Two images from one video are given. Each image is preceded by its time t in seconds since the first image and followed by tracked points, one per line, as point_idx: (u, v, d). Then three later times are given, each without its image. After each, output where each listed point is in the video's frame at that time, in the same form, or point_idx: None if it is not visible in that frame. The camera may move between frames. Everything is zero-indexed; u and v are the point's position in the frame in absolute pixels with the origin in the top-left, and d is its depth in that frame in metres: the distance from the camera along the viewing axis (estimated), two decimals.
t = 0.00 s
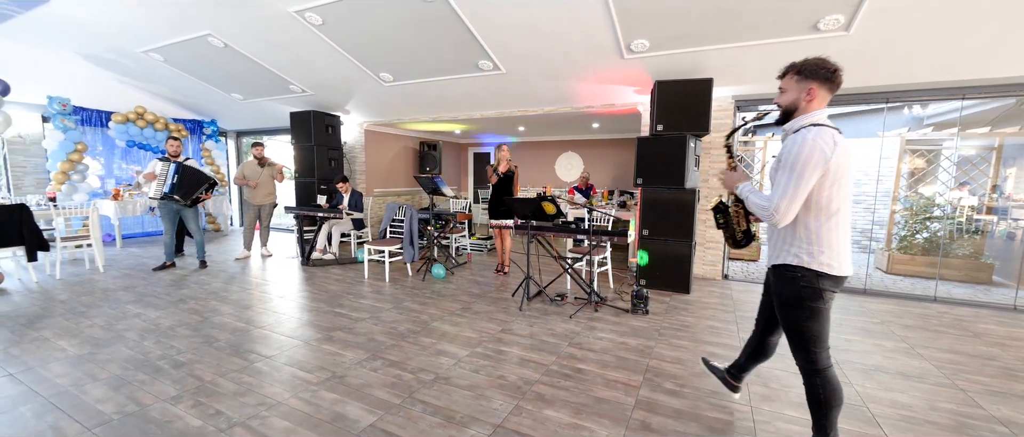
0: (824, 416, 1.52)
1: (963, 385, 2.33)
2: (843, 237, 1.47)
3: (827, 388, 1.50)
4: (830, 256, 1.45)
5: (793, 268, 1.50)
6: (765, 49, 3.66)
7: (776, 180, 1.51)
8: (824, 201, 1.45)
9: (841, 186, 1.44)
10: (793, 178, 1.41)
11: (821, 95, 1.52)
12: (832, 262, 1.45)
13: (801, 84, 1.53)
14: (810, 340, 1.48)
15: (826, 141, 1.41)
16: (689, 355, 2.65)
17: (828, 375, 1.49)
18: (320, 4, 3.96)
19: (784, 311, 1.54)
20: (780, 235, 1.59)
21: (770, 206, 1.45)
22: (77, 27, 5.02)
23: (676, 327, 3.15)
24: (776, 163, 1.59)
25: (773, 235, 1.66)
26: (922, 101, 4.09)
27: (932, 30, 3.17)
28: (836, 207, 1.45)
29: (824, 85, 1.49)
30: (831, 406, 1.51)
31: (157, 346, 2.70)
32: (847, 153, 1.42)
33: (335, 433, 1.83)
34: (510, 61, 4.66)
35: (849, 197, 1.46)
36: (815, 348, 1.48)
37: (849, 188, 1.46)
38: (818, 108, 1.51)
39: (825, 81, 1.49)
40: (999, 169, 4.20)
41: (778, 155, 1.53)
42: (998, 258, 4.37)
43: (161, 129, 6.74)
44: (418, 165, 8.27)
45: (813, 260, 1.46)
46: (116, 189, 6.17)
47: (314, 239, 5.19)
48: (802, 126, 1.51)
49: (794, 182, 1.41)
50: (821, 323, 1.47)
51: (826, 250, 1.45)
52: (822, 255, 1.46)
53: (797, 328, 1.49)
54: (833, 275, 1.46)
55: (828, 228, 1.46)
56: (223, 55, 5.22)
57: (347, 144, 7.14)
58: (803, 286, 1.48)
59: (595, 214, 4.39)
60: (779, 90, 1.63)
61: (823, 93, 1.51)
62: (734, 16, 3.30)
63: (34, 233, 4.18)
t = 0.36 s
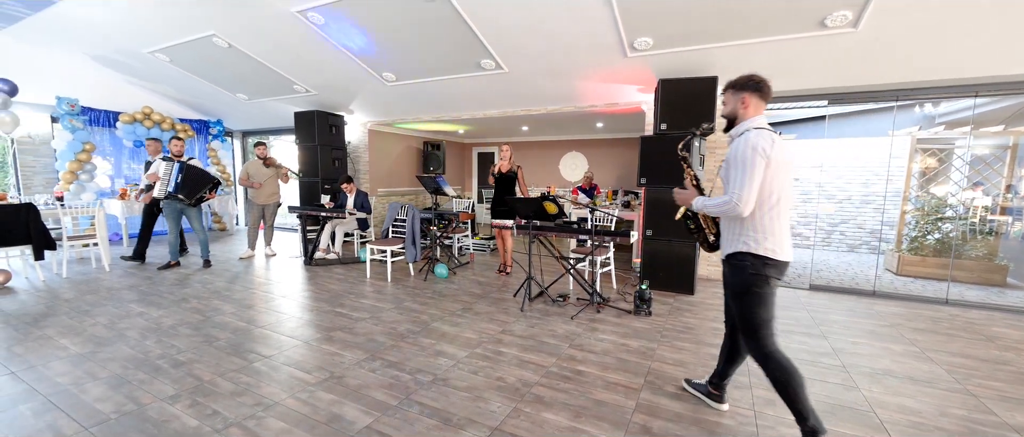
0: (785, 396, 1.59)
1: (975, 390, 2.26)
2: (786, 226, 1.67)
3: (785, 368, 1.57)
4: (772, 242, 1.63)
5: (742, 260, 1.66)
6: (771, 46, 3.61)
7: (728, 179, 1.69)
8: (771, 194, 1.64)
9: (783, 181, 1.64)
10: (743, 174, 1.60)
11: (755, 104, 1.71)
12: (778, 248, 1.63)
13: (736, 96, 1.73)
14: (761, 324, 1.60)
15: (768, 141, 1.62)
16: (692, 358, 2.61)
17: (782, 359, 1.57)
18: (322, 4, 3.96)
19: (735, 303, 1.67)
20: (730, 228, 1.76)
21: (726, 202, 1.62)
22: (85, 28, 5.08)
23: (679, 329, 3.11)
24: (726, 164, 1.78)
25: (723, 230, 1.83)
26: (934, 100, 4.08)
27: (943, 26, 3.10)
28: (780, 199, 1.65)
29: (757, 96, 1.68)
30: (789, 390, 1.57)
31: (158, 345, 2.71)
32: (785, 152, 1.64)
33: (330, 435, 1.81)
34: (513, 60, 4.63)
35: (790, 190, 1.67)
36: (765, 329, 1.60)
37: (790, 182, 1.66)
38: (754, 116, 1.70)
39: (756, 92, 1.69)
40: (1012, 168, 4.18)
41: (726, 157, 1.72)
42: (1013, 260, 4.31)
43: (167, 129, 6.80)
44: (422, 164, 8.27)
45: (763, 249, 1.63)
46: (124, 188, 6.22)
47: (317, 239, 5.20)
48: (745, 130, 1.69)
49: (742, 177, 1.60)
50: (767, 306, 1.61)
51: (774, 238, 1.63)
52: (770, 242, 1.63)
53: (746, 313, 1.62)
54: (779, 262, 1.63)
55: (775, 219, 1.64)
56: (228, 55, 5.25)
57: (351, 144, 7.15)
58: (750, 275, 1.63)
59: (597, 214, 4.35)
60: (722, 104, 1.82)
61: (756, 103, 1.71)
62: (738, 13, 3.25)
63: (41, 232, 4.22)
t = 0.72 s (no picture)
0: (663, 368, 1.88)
1: (991, 398, 2.19)
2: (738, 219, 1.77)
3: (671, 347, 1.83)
4: (723, 234, 1.72)
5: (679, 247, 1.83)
6: (778, 43, 3.53)
7: (683, 182, 1.78)
8: (723, 192, 1.73)
9: (733, 178, 1.73)
10: (697, 177, 1.68)
11: (707, 107, 1.84)
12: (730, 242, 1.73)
13: (690, 99, 1.85)
14: (670, 304, 1.83)
15: (719, 142, 1.70)
16: (696, 362, 2.55)
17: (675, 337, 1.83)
18: (324, 3, 3.95)
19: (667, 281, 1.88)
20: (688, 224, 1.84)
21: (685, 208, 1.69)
22: (91, 29, 5.11)
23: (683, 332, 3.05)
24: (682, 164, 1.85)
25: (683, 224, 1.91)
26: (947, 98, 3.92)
27: (958, 21, 3.01)
28: (733, 195, 1.74)
29: (709, 100, 1.80)
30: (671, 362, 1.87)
31: (158, 345, 2.71)
32: (736, 151, 1.73)
33: None
34: (516, 58, 4.59)
35: (741, 185, 1.76)
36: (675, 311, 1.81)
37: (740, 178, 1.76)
38: (707, 118, 1.82)
39: (708, 95, 1.81)
40: None
41: (682, 158, 1.80)
42: None
43: (173, 129, 6.85)
44: (426, 164, 8.26)
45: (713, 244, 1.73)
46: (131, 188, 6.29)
47: (320, 238, 5.20)
48: (700, 131, 1.80)
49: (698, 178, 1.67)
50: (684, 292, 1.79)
51: (727, 233, 1.73)
52: (724, 237, 1.73)
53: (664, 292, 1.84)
54: (726, 254, 1.75)
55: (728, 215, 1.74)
56: (232, 55, 5.26)
57: (355, 144, 7.16)
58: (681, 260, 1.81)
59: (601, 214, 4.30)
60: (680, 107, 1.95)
61: (709, 107, 1.83)
62: (745, 9, 3.18)
63: (47, 231, 4.25)
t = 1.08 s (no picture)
0: (609, 353, 2.12)
1: (1013, 408, 2.09)
2: (672, 218, 1.94)
3: (616, 336, 2.06)
4: (658, 234, 1.89)
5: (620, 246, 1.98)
6: (789, 41, 3.45)
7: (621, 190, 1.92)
8: (657, 195, 1.89)
9: (666, 182, 1.89)
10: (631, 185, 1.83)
11: (641, 116, 2.00)
12: (667, 241, 1.91)
13: (626, 110, 2.02)
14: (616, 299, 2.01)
15: (650, 150, 1.86)
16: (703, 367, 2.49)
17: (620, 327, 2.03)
18: (328, 3, 3.93)
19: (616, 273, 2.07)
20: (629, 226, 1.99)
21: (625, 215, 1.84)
22: (101, 31, 5.18)
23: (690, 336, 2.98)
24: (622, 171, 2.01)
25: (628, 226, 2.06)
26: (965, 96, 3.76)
27: (977, 17, 2.91)
28: (666, 197, 1.91)
29: (642, 111, 1.96)
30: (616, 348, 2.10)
31: (160, 346, 2.71)
32: (666, 157, 1.90)
33: None
34: (521, 57, 4.54)
35: (674, 187, 1.93)
36: (621, 307, 2.00)
37: (672, 181, 1.93)
38: (642, 127, 1.97)
39: (641, 105, 1.98)
40: None
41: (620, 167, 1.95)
42: None
43: (183, 130, 6.92)
44: (431, 164, 8.25)
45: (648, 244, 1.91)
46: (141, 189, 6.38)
47: (325, 239, 5.20)
48: (635, 139, 1.95)
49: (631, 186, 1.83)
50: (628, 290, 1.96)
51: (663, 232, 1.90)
52: (661, 237, 1.90)
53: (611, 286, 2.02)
54: (662, 251, 1.92)
55: (663, 216, 1.91)
56: (238, 57, 5.29)
57: (361, 144, 7.17)
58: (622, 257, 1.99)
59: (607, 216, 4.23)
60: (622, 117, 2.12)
61: (643, 117, 1.99)
62: (754, 5, 3.10)
63: (57, 231, 4.30)
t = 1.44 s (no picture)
0: (603, 353, 2.11)
1: None
2: (606, 216, 2.05)
3: (603, 332, 2.08)
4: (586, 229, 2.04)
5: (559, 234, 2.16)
6: (800, 38, 3.37)
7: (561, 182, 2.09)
8: (588, 192, 2.03)
9: (600, 182, 2.02)
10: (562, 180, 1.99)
11: (593, 117, 2.12)
12: (593, 236, 2.04)
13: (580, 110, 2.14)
14: (590, 296, 2.09)
15: (586, 149, 2.00)
16: (709, 372, 2.43)
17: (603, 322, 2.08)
18: (332, 3, 3.92)
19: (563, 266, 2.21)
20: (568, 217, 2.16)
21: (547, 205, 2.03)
22: (111, 32, 5.23)
23: (697, 340, 2.92)
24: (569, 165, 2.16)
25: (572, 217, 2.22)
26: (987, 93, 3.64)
27: (1000, 11, 2.80)
28: (598, 195, 2.03)
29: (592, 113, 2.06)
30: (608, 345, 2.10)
31: (163, 346, 2.72)
32: (602, 157, 2.01)
33: None
34: (526, 56, 4.48)
35: (610, 187, 2.04)
36: (597, 302, 2.07)
37: (608, 180, 2.03)
38: (590, 127, 2.10)
39: (594, 108, 2.09)
40: None
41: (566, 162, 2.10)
42: None
43: (192, 131, 6.98)
44: (437, 164, 8.24)
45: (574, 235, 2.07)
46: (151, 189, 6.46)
47: (330, 239, 5.21)
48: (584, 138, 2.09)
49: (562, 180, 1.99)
50: (597, 282, 2.06)
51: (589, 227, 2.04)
52: (587, 231, 2.05)
53: (579, 285, 2.12)
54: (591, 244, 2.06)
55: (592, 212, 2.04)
56: (245, 57, 5.32)
57: (366, 144, 7.18)
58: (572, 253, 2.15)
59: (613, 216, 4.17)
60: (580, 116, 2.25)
61: (595, 118, 2.11)
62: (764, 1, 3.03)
63: (66, 230, 4.35)
